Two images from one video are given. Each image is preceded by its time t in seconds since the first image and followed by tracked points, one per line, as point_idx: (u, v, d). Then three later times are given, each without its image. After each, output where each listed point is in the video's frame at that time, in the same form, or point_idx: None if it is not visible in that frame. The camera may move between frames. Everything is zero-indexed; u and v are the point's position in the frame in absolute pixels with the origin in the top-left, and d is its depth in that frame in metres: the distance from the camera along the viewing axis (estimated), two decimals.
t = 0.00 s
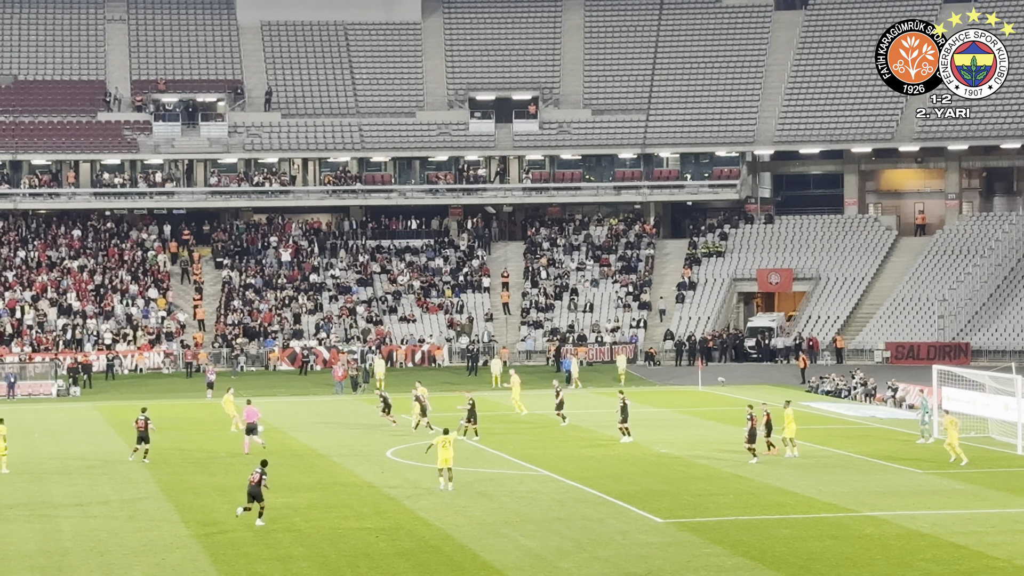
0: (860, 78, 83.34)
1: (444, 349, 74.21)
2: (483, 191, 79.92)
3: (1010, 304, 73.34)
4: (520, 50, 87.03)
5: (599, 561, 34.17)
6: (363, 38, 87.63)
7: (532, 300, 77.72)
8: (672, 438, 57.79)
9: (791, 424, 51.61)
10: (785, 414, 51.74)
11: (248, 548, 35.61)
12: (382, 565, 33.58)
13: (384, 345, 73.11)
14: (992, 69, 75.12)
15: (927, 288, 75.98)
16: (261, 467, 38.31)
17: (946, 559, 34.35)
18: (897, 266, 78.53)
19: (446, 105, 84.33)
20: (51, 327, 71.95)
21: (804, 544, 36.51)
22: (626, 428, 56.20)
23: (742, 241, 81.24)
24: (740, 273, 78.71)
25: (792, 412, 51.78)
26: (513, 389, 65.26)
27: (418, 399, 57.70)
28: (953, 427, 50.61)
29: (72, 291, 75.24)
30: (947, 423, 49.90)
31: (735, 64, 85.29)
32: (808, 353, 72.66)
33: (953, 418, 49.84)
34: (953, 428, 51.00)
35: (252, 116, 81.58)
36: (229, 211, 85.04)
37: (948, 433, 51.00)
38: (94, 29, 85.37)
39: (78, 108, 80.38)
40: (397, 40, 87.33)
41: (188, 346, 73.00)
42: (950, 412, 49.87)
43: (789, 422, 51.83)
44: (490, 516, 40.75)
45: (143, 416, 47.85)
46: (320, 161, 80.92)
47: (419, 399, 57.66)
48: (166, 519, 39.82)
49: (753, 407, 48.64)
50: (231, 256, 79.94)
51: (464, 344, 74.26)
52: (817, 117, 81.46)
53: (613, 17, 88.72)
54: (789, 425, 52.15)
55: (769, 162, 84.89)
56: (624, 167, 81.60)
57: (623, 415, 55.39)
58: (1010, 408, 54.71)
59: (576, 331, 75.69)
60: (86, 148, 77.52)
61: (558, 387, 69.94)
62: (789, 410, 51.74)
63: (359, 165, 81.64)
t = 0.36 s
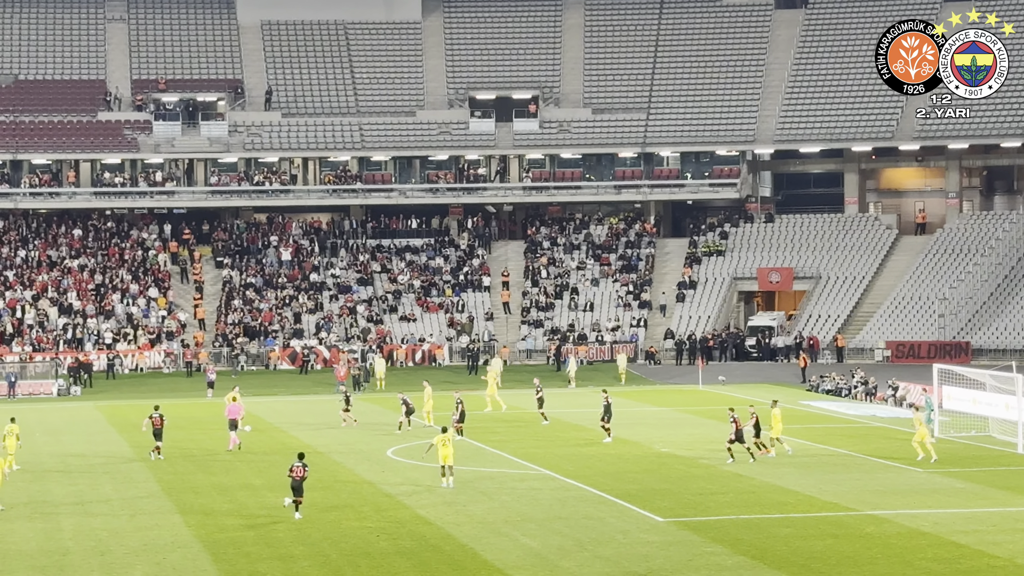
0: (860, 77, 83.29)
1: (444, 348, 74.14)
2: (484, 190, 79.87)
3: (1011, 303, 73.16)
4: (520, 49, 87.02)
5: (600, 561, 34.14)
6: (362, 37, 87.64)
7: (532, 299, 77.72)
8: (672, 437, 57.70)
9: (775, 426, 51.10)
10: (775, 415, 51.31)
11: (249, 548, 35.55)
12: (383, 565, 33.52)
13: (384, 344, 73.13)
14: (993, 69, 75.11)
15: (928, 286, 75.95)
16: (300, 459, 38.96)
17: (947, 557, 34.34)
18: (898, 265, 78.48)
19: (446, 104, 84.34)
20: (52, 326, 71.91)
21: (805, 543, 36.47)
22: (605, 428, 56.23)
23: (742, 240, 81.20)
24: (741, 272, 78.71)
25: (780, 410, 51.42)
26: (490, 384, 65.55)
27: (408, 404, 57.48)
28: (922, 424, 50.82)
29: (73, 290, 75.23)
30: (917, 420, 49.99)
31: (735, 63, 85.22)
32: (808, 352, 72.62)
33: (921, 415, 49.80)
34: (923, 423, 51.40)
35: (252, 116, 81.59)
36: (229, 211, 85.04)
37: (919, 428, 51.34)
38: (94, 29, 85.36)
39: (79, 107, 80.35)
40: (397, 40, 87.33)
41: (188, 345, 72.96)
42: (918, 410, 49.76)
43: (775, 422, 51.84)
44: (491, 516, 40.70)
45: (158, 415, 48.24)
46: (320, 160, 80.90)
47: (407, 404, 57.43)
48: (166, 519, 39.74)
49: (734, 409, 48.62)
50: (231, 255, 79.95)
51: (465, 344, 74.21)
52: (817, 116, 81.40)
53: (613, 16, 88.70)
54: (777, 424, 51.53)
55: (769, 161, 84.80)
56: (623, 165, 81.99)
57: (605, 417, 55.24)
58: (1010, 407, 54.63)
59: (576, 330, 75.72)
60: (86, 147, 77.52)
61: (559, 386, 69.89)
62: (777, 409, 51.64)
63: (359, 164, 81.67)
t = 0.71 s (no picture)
0: (861, 76, 83.29)
1: (446, 348, 74.10)
2: (485, 190, 79.84)
3: (1012, 302, 73.12)
4: (521, 49, 87.00)
5: (601, 559, 34.16)
6: (364, 37, 87.66)
7: (534, 299, 77.74)
8: (673, 436, 57.65)
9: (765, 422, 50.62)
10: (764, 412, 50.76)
11: (250, 548, 35.58)
12: (384, 564, 33.55)
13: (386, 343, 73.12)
14: (992, 69, 75.27)
15: (929, 286, 75.95)
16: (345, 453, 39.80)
17: (949, 556, 34.34)
18: (899, 264, 78.49)
19: (448, 104, 84.31)
20: (54, 326, 71.92)
21: (807, 542, 36.49)
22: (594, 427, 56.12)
23: (744, 239, 81.22)
24: (742, 271, 78.70)
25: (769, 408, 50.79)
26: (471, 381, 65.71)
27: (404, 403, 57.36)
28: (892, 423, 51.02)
29: (75, 290, 75.24)
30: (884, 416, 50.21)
31: (737, 62, 85.20)
32: (810, 351, 72.58)
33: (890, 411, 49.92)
34: (892, 419, 51.77)
35: (254, 115, 81.59)
36: (231, 211, 85.06)
37: (887, 425, 51.65)
38: (96, 29, 85.44)
39: (80, 107, 80.36)
40: (398, 39, 87.32)
41: (190, 345, 72.95)
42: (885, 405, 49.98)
43: (763, 419, 51.66)
44: (492, 515, 40.70)
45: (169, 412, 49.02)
46: (322, 160, 80.93)
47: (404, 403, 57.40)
48: (168, 519, 39.78)
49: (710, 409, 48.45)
50: (233, 255, 79.99)
51: (466, 343, 74.16)
52: (818, 116, 81.42)
53: (614, 15, 88.73)
54: (768, 423, 51.17)
55: (771, 161, 84.79)
56: (624, 164, 82.00)
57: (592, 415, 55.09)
58: (1012, 405, 54.59)
59: (578, 330, 75.73)
60: (88, 148, 77.53)
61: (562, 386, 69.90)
62: (766, 406, 51.40)
63: (360, 164, 81.67)
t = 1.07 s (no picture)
0: (872, 75, 83.27)
1: (456, 348, 74.08)
2: (495, 190, 79.84)
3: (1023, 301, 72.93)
4: (531, 48, 87.01)
5: (612, 559, 34.13)
6: (374, 37, 87.69)
7: (544, 299, 77.73)
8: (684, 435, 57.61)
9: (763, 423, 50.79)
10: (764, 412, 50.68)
11: (261, 548, 35.57)
12: (394, 563, 33.54)
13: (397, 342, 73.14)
14: (992, 69, 74.65)
15: (940, 284, 75.95)
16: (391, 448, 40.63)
17: (960, 556, 34.28)
18: (909, 263, 78.46)
19: (457, 104, 84.33)
20: (64, 327, 71.94)
21: (818, 541, 36.45)
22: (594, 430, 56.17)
23: (755, 238, 81.17)
24: (753, 270, 78.60)
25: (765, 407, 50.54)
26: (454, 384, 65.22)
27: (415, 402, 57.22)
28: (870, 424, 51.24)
29: (85, 291, 75.31)
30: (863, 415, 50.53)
31: (747, 61, 85.17)
32: (821, 351, 72.54)
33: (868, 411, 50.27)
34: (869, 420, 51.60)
35: (263, 116, 81.62)
36: (240, 211, 85.13)
37: (865, 423, 51.88)
38: (106, 29, 85.58)
39: (90, 108, 80.44)
40: (408, 39, 87.33)
41: (200, 345, 72.95)
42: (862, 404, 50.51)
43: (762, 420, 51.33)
44: (503, 515, 40.66)
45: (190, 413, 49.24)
46: (332, 160, 81.03)
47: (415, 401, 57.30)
48: (179, 519, 39.80)
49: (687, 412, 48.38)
50: (243, 255, 80.05)
51: (477, 343, 74.16)
52: (829, 115, 81.40)
53: (623, 15, 88.78)
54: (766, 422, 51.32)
55: (781, 160, 84.33)
56: (635, 163, 82.15)
57: (593, 416, 54.99)
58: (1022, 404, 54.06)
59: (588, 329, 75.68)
60: (98, 148, 77.55)
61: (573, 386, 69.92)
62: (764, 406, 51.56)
63: (371, 164, 81.74)
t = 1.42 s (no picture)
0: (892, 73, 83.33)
1: (477, 346, 74.10)
2: (516, 188, 79.96)
3: None
4: (552, 47, 87.12)
5: (633, 558, 34.11)
6: (394, 35, 87.83)
7: (565, 297, 77.68)
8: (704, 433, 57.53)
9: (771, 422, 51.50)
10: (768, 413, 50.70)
11: (283, 546, 35.60)
12: (416, 562, 33.55)
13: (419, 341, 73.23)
14: (993, 69, 74.72)
15: (961, 283, 75.80)
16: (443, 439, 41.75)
17: (981, 554, 34.21)
18: (930, 261, 78.49)
19: (478, 102, 84.49)
20: (85, 326, 72.04)
21: (839, 540, 36.41)
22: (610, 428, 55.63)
23: (776, 236, 81.16)
24: (773, 269, 78.56)
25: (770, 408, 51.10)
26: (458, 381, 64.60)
27: (436, 399, 57.16)
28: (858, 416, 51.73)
29: (106, 290, 75.43)
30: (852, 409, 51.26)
31: (768, 58, 85.22)
32: (842, 349, 72.50)
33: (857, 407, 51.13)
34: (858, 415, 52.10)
35: (284, 115, 81.76)
36: (261, 210, 85.26)
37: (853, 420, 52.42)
38: (127, 28, 85.87)
39: (111, 107, 80.68)
40: (429, 37, 87.47)
41: (221, 344, 72.95)
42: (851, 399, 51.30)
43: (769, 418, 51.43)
44: (523, 514, 40.60)
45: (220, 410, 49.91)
46: (353, 159, 81.20)
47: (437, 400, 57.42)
48: (201, 517, 39.84)
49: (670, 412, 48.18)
50: (264, 254, 80.12)
51: (498, 341, 74.15)
52: (849, 113, 81.50)
53: (645, 13, 88.91)
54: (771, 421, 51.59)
55: (802, 158, 84.62)
56: (656, 162, 82.34)
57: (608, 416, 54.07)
58: None
59: (609, 328, 75.51)
60: (119, 147, 77.69)
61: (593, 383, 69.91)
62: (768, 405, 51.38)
63: (391, 163, 81.94)
